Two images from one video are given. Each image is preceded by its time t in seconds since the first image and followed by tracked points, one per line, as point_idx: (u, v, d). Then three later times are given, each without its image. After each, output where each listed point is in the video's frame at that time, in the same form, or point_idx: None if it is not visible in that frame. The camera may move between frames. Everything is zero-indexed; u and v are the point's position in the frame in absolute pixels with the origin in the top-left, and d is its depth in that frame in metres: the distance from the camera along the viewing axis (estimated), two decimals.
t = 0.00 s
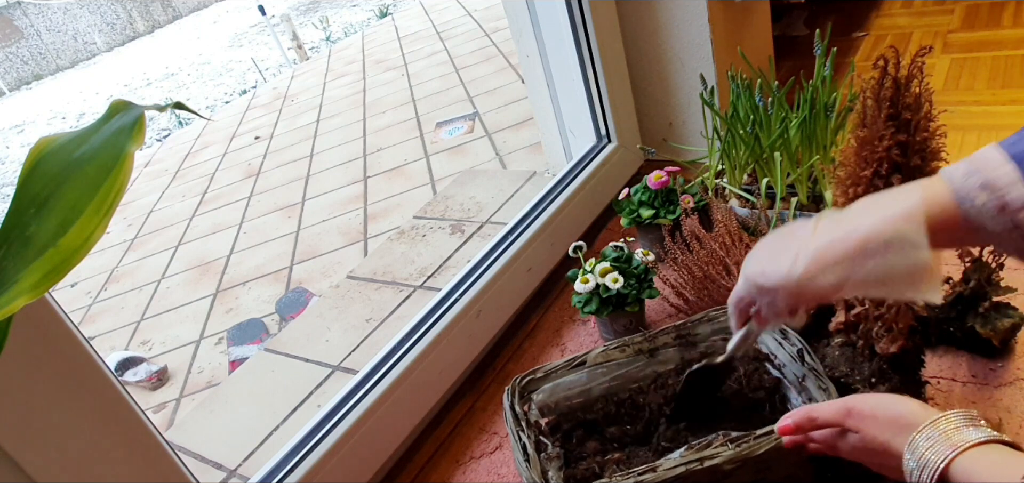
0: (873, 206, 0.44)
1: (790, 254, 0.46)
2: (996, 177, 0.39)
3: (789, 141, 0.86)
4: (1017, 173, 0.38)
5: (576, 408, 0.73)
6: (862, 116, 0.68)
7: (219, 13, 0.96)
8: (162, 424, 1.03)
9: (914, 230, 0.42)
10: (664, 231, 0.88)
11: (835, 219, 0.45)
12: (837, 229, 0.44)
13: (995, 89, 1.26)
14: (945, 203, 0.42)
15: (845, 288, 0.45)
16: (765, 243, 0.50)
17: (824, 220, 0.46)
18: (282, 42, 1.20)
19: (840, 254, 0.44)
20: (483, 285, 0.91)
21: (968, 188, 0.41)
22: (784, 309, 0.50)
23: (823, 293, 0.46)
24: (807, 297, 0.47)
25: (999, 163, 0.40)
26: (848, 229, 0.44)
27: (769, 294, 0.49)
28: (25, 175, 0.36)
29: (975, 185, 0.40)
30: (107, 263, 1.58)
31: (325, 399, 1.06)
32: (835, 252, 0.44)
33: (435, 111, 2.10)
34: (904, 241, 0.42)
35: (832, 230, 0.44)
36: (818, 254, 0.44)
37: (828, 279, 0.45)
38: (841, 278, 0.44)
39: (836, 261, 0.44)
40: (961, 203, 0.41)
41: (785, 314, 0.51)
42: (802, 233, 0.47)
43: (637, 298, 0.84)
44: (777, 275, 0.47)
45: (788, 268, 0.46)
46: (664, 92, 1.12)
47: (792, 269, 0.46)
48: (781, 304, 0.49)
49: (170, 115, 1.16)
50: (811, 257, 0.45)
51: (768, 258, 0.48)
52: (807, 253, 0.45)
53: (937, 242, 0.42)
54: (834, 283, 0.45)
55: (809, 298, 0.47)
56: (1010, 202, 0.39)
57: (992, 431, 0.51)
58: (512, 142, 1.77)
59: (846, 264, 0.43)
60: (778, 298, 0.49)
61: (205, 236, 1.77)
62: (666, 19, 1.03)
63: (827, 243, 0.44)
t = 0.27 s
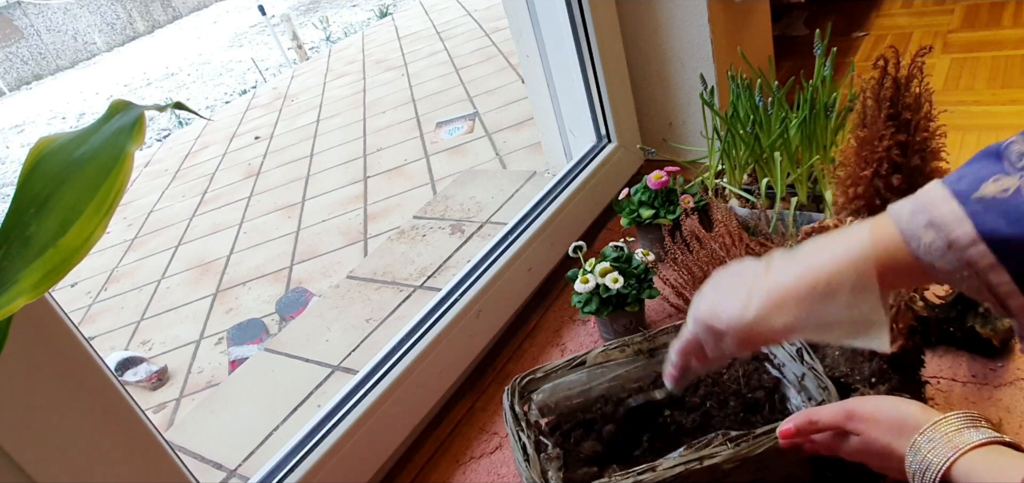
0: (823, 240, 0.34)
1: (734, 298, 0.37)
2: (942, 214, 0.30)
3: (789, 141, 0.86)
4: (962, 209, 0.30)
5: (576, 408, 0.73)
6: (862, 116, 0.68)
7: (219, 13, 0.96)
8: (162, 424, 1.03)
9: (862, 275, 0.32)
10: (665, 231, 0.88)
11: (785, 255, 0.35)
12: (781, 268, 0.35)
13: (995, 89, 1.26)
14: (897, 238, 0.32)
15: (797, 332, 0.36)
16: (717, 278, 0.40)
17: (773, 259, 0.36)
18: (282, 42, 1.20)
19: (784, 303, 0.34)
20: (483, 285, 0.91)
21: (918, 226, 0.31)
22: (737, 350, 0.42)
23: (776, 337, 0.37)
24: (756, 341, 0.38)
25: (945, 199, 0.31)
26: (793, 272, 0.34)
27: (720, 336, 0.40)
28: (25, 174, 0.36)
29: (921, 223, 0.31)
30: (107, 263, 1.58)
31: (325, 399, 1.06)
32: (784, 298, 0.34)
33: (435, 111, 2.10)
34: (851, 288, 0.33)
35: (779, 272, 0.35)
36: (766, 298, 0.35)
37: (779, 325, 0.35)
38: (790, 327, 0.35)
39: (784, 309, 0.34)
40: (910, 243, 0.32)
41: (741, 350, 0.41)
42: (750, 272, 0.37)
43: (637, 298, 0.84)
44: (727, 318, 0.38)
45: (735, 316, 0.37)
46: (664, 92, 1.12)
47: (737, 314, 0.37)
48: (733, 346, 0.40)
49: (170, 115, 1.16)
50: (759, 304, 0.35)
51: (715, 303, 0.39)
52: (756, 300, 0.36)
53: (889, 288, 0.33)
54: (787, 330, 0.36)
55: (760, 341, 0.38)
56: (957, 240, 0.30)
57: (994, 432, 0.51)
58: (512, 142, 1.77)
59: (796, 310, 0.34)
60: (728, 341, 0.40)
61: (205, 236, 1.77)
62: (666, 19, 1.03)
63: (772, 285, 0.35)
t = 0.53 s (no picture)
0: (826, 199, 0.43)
1: (737, 247, 0.46)
2: (958, 173, 0.38)
3: (789, 141, 0.86)
4: (980, 171, 0.37)
5: (575, 408, 0.73)
6: (862, 116, 0.68)
7: (219, 13, 0.96)
8: (162, 424, 1.03)
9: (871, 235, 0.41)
10: (664, 230, 0.88)
11: (789, 211, 0.44)
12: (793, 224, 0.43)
13: (995, 89, 1.26)
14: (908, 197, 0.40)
15: (791, 280, 0.45)
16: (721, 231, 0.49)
17: (777, 212, 0.45)
18: (282, 42, 1.20)
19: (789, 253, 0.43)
20: (483, 285, 0.91)
21: (933, 184, 0.39)
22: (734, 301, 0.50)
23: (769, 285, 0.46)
24: (753, 290, 0.47)
25: (962, 158, 0.38)
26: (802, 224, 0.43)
27: (719, 286, 0.49)
28: (25, 175, 0.36)
29: (937, 180, 0.39)
30: (107, 263, 1.58)
31: (325, 399, 1.06)
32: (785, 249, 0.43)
33: (435, 111, 2.10)
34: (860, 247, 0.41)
35: (786, 225, 0.44)
36: (766, 245, 0.44)
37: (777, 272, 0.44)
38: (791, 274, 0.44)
39: (783, 254, 0.44)
40: (921, 198, 0.39)
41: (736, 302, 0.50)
42: (756, 224, 0.46)
43: (637, 298, 0.84)
44: (726, 266, 0.47)
45: (736, 261, 0.46)
46: (664, 92, 1.12)
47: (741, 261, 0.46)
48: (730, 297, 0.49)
49: (170, 115, 1.16)
50: (760, 250, 0.45)
51: (715, 251, 0.48)
52: (757, 248, 0.45)
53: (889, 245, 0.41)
54: (782, 276, 0.45)
55: (755, 290, 0.47)
56: (972, 200, 0.37)
57: (986, 430, 0.52)
58: (512, 142, 1.77)
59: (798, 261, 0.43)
60: (725, 290, 0.49)
61: (205, 236, 1.77)
62: (666, 19, 1.03)
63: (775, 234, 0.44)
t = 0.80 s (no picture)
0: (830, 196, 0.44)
1: (743, 247, 0.46)
2: (963, 174, 0.39)
3: (789, 141, 0.86)
4: (983, 171, 0.38)
5: (576, 408, 0.73)
6: (862, 116, 0.68)
7: (219, 13, 0.96)
8: (162, 424, 1.03)
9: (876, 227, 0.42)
10: (665, 230, 0.88)
11: (792, 209, 0.45)
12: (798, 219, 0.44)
13: (995, 89, 1.26)
14: (912, 196, 0.41)
15: (794, 282, 0.45)
16: (726, 230, 0.49)
17: (784, 211, 0.45)
18: (282, 41, 1.20)
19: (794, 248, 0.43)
20: (483, 285, 0.91)
21: (938, 183, 0.40)
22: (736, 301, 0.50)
23: (773, 284, 0.46)
24: (756, 290, 0.47)
25: (965, 161, 0.39)
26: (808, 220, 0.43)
27: (723, 285, 0.49)
28: (25, 175, 0.36)
29: (942, 181, 0.40)
30: (107, 263, 1.58)
31: (325, 399, 1.06)
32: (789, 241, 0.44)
33: (435, 111, 2.10)
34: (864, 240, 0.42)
35: (789, 226, 0.44)
36: (772, 245, 0.44)
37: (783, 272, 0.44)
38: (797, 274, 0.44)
39: (788, 252, 0.44)
40: (925, 199, 0.41)
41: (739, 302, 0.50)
42: (760, 223, 0.46)
43: (637, 298, 0.84)
44: (730, 264, 0.47)
45: (742, 259, 0.46)
46: (664, 92, 1.12)
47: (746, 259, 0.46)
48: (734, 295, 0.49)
49: (170, 115, 1.16)
50: (766, 249, 0.45)
51: (722, 249, 0.48)
52: (764, 247, 0.45)
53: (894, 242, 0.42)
54: (787, 277, 0.45)
55: (759, 289, 0.47)
56: (976, 200, 0.38)
57: (986, 434, 0.51)
58: (512, 141, 1.77)
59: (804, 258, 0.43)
60: (729, 288, 0.48)
61: (205, 236, 1.77)
62: (666, 19, 1.03)
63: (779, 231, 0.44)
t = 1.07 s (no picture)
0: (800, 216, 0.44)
1: (721, 268, 0.46)
2: (934, 190, 0.38)
3: (789, 141, 0.86)
4: (954, 187, 0.37)
5: (575, 408, 0.72)
6: (862, 116, 0.68)
7: (219, 13, 0.96)
8: (162, 424, 1.03)
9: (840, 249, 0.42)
10: (665, 231, 0.88)
11: (764, 229, 0.45)
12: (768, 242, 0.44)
13: (995, 89, 1.26)
14: (882, 213, 0.41)
15: (774, 298, 0.46)
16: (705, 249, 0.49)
17: (760, 233, 0.45)
18: (282, 42, 1.19)
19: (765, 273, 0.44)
20: (483, 285, 0.91)
21: (910, 201, 0.39)
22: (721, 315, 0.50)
23: (751, 300, 0.46)
24: (739, 305, 0.48)
25: (936, 177, 0.39)
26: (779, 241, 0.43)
27: (706, 301, 0.49)
28: (25, 175, 0.36)
29: (914, 198, 0.39)
30: (107, 263, 1.58)
31: (325, 399, 1.06)
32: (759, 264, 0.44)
33: (435, 111, 2.10)
34: (828, 262, 0.42)
35: (763, 250, 0.44)
36: (748, 270, 0.45)
37: (759, 294, 0.45)
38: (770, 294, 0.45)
39: (765, 277, 0.44)
40: (898, 217, 0.40)
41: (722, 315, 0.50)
42: (735, 243, 0.46)
43: (637, 298, 0.84)
44: (712, 285, 0.47)
45: (721, 282, 0.46)
46: (664, 93, 1.12)
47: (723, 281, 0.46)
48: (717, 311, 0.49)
49: (170, 115, 1.16)
50: (743, 275, 0.45)
51: (703, 269, 0.48)
52: (741, 272, 0.45)
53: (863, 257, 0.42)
54: (767, 294, 0.45)
55: (738, 306, 0.48)
56: (949, 215, 0.37)
57: (988, 431, 0.52)
58: (512, 142, 1.77)
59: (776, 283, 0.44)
60: (712, 305, 0.49)
61: (205, 236, 1.77)
62: (665, 19, 1.03)
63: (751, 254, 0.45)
